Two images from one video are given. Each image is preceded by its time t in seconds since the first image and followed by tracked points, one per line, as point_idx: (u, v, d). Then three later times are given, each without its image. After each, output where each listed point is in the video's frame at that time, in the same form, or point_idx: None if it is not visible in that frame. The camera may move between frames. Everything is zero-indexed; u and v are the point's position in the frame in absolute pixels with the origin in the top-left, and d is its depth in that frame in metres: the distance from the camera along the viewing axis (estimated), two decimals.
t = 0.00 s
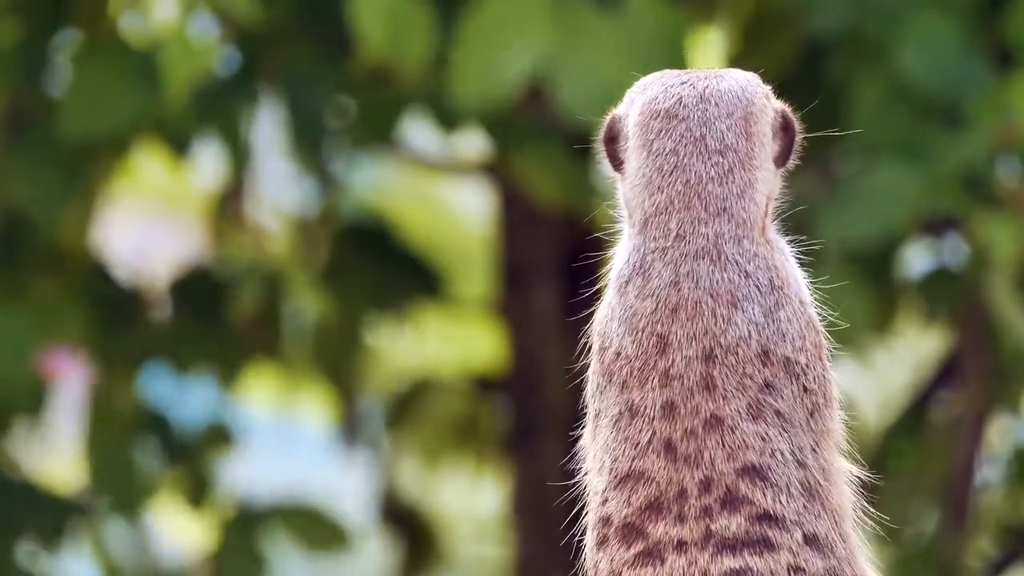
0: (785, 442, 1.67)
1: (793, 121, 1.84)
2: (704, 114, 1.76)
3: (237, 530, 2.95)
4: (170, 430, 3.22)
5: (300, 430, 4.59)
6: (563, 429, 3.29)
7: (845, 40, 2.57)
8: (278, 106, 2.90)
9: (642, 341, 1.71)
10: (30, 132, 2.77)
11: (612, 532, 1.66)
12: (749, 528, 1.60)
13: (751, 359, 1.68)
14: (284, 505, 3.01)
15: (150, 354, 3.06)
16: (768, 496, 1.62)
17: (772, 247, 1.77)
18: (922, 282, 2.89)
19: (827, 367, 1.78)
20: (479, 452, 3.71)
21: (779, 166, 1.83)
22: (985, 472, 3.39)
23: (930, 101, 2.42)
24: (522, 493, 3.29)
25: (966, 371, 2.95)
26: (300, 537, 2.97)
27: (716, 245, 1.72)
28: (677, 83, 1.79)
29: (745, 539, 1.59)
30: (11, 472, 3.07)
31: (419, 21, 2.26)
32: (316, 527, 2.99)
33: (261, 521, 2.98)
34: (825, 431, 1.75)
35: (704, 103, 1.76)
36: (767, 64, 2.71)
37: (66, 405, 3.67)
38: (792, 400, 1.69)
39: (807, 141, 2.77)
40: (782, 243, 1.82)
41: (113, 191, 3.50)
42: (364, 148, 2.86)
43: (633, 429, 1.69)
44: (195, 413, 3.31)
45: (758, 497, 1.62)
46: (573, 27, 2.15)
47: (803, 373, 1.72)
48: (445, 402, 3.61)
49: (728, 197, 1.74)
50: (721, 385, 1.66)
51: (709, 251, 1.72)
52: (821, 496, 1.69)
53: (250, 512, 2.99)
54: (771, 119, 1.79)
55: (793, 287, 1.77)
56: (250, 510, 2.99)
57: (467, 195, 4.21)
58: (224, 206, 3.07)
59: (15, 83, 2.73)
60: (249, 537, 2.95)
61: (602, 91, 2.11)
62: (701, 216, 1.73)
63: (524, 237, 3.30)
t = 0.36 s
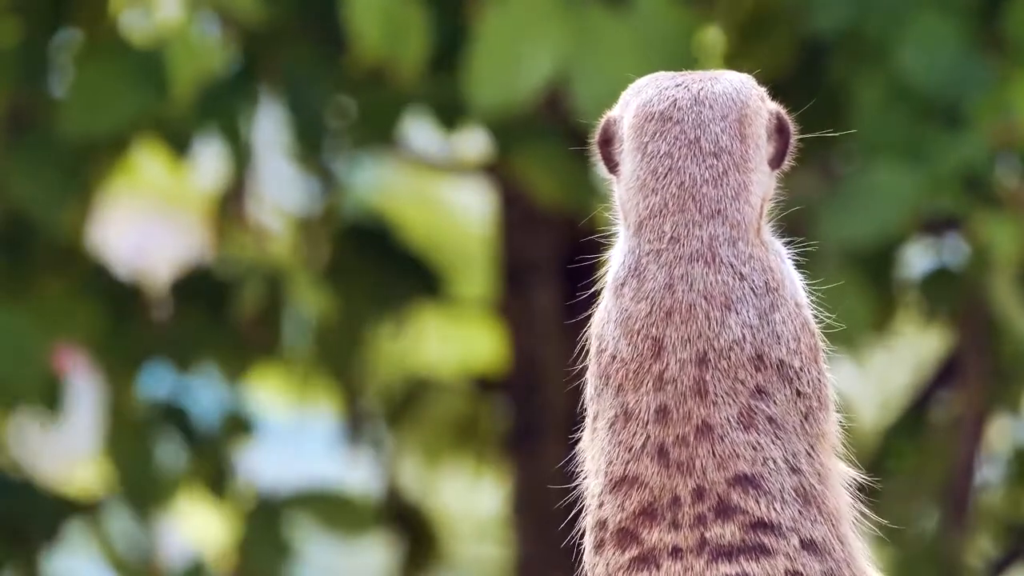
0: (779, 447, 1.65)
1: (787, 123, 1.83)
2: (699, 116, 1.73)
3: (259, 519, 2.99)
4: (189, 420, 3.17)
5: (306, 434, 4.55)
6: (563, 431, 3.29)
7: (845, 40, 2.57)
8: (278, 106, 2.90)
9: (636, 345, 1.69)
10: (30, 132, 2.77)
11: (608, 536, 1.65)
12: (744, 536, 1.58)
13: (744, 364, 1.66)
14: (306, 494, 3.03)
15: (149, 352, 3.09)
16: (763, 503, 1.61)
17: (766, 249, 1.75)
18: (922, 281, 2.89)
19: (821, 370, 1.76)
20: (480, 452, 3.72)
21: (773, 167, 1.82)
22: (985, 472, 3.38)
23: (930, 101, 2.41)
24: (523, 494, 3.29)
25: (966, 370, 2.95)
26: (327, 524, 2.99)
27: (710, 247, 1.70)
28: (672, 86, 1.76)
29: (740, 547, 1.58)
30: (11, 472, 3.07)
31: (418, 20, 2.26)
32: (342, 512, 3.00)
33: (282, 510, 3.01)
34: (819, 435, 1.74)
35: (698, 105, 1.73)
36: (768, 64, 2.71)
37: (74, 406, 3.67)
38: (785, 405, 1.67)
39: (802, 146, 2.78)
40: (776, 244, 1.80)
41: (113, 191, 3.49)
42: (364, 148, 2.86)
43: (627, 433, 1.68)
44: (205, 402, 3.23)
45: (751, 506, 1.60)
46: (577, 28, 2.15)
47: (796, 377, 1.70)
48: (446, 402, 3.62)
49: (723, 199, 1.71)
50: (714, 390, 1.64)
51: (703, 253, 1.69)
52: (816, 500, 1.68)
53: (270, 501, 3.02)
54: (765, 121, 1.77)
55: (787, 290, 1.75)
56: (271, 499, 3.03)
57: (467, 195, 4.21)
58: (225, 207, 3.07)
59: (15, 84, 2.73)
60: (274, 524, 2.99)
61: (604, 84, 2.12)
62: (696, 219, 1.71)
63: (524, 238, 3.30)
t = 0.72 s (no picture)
0: (776, 451, 1.65)
1: (786, 125, 1.82)
2: (698, 117, 1.73)
3: (252, 521, 3.01)
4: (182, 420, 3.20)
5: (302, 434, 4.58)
6: (564, 431, 3.29)
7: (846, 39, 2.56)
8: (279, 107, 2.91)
9: (634, 347, 1.69)
10: (30, 132, 2.77)
11: (606, 540, 1.64)
12: (740, 539, 1.58)
13: (741, 367, 1.66)
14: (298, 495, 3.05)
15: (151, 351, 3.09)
16: (760, 507, 1.61)
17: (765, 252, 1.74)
18: (922, 281, 2.88)
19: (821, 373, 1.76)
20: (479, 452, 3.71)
21: (772, 169, 1.82)
22: (985, 472, 3.40)
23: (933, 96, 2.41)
24: (523, 494, 3.29)
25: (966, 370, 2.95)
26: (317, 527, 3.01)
27: (709, 250, 1.69)
28: (670, 87, 1.76)
29: (736, 551, 1.58)
30: (10, 473, 3.07)
31: (419, 21, 2.25)
32: (332, 515, 3.02)
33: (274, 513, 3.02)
34: (816, 440, 1.73)
35: (697, 107, 1.73)
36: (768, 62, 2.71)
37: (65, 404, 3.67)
38: (783, 409, 1.67)
39: (802, 146, 2.78)
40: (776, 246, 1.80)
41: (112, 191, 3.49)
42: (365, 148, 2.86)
43: (625, 436, 1.67)
44: (201, 400, 3.25)
45: (748, 510, 1.60)
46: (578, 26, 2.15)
47: (794, 381, 1.69)
48: (445, 402, 3.61)
49: (721, 202, 1.71)
50: (712, 394, 1.64)
51: (702, 255, 1.69)
52: (815, 503, 1.67)
53: (263, 501, 3.03)
54: (764, 123, 1.77)
55: (787, 293, 1.74)
56: (263, 498, 3.04)
57: (468, 195, 4.21)
58: (226, 206, 3.07)
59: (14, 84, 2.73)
60: (264, 526, 3.01)
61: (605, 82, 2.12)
62: (694, 221, 1.71)
63: (524, 238, 3.30)
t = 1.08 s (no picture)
0: (778, 452, 1.65)
1: (788, 126, 1.82)
2: (700, 118, 1.73)
3: (231, 517, 3.01)
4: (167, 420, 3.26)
5: (300, 436, 4.62)
6: (565, 431, 3.29)
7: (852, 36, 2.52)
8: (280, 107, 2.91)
9: (636, 348, 1.69)
10: (31, 133, 2.77)
11: (607, 541, 1.64)
12: (742, 541, 1.58)
13: (744, 369, 1.66)
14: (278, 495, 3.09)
15: (150, 351, 3.08)
16: (761, 509, 1.61)
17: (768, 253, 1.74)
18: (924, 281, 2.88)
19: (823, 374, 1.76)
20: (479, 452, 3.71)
21: (774, 170, 1.82)
22: (985, 472, 3.40)
23: (939, 95, 2.38)
24: (523, 493, 3.30)
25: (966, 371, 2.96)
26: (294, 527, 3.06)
27: (711, 250, 1.69)
28: (673, 88, 1.76)
29: (738, 552, 1.58)
30: (10, 473, 3.07)
31: (445, 20, 2.25)
32: (311, 517, 3.06)
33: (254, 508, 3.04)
34: (818, 441, 1.73)
35: (699, 107, 1.74)
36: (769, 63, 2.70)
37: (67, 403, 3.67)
38: (785, 410, 1.67)
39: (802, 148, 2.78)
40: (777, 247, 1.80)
41: (114, 191, 3.49)
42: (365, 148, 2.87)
43: (627, 437, 1.67)
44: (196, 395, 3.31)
45: (749, 512, 1.60)
46: (586, 25, 2.15)
47: (796, 382, 1.69)
48: (446, 402, 3.61)
49: (723, 202, 1.71)
50: (714, 395, 1.64)
51: (704, 256, 1.69)
52: (817, 504, 1.67)
53: (245, 500, 3.05)
54: (766, 124, 1.77)
55: (789, 294, 1.74)
56: (245, 496, 3.06)
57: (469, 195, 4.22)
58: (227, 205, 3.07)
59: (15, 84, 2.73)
60: (243, 523, 3.01)
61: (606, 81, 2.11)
62: (696, 221, 1.71)
63: (523, 237, 3.30)
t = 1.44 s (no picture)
0: (777, 453, 1.65)
1: (787, 126, 1.82)
2: (699, 118, 1.73)
3: (230, 515, 3.02)
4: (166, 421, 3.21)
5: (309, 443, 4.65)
6: (564, 431, 3.29)
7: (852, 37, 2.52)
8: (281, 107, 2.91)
9: (635, 348, 1.69)
10: (31, 134, 2.77)
11: (606, 543, 1.64)
12: (741, 542, 1.58)
13: (743, 370, 1.66)
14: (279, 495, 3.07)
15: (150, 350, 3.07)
16: (760, 510, 1.61)
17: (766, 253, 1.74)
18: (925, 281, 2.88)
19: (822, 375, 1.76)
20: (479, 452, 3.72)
21: (773, 170, 1.82)
22: (984, 471, 3.35)
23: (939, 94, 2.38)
24: (523, 494, 3.30)
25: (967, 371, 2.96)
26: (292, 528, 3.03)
27: (710, 250, 1.69)
28: (671, 88, 1.76)
29: (737, 554, 1.58)
30: (10, 474, 3.07)
31: (432, 23, 2.25)
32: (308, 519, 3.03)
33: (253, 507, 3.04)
34: (817, 442, 1.73)
35: (698, 107, 1.73)
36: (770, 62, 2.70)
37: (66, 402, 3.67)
38: (784, 411, 1.67)
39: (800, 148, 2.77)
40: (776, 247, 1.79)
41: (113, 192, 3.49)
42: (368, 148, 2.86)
43: (626, 438, 1.67)
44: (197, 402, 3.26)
45: (748, 513, 1.60)
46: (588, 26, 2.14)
47: (795, 383, 1.69)
48: (447, 401, 3.61)
49: (722, 202, 1.71)
50: (713, 396, 1.64)
51: (702, 256, 1.69)
52: (817, 506, 1.67)
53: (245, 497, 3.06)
54: (765, 123, 1.77)
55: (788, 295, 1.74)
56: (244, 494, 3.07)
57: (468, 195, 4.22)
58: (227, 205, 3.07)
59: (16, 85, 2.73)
60: (243, 524, 3.02)
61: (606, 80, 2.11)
62: (695, 221, 1.71)
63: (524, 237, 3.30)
